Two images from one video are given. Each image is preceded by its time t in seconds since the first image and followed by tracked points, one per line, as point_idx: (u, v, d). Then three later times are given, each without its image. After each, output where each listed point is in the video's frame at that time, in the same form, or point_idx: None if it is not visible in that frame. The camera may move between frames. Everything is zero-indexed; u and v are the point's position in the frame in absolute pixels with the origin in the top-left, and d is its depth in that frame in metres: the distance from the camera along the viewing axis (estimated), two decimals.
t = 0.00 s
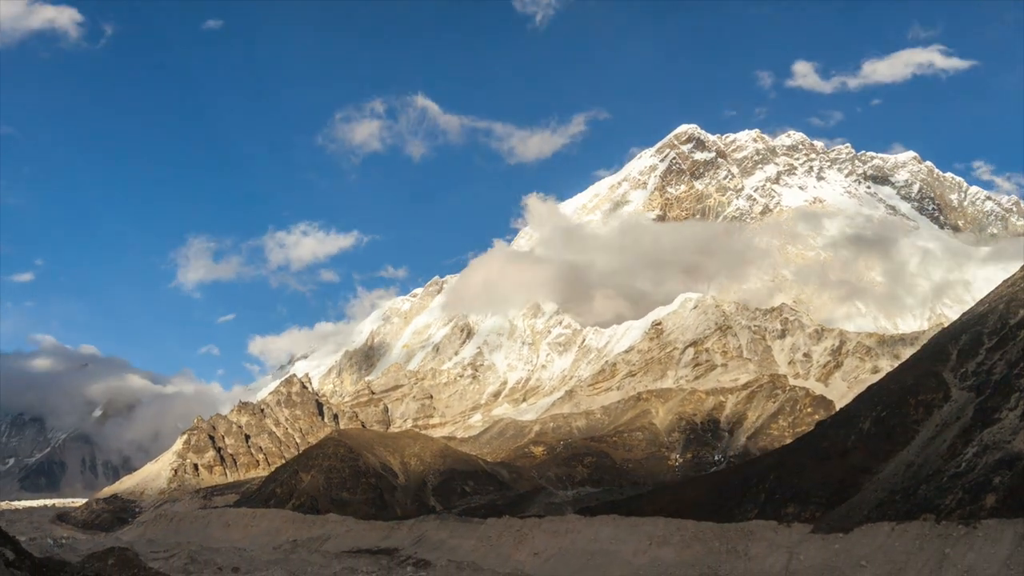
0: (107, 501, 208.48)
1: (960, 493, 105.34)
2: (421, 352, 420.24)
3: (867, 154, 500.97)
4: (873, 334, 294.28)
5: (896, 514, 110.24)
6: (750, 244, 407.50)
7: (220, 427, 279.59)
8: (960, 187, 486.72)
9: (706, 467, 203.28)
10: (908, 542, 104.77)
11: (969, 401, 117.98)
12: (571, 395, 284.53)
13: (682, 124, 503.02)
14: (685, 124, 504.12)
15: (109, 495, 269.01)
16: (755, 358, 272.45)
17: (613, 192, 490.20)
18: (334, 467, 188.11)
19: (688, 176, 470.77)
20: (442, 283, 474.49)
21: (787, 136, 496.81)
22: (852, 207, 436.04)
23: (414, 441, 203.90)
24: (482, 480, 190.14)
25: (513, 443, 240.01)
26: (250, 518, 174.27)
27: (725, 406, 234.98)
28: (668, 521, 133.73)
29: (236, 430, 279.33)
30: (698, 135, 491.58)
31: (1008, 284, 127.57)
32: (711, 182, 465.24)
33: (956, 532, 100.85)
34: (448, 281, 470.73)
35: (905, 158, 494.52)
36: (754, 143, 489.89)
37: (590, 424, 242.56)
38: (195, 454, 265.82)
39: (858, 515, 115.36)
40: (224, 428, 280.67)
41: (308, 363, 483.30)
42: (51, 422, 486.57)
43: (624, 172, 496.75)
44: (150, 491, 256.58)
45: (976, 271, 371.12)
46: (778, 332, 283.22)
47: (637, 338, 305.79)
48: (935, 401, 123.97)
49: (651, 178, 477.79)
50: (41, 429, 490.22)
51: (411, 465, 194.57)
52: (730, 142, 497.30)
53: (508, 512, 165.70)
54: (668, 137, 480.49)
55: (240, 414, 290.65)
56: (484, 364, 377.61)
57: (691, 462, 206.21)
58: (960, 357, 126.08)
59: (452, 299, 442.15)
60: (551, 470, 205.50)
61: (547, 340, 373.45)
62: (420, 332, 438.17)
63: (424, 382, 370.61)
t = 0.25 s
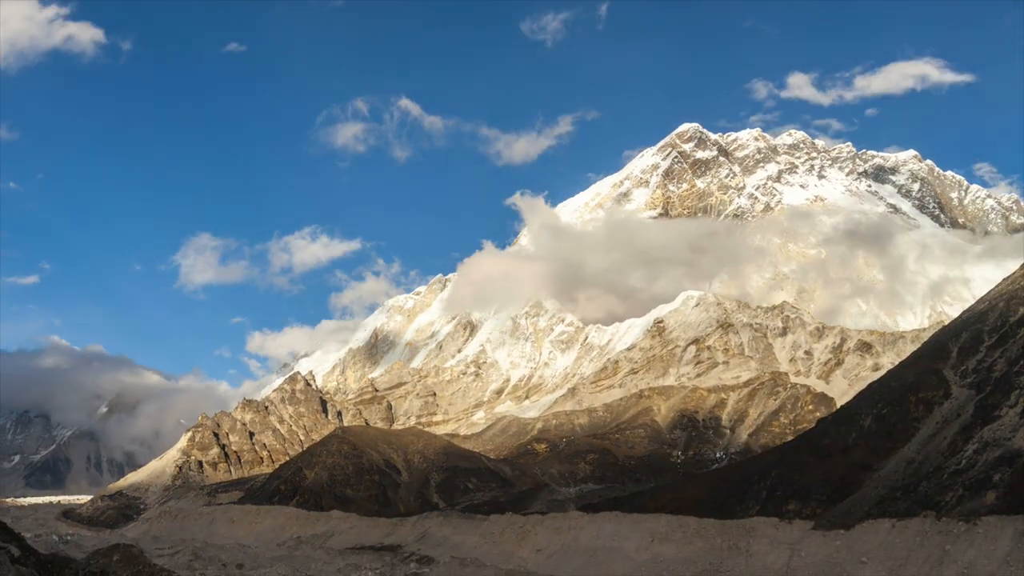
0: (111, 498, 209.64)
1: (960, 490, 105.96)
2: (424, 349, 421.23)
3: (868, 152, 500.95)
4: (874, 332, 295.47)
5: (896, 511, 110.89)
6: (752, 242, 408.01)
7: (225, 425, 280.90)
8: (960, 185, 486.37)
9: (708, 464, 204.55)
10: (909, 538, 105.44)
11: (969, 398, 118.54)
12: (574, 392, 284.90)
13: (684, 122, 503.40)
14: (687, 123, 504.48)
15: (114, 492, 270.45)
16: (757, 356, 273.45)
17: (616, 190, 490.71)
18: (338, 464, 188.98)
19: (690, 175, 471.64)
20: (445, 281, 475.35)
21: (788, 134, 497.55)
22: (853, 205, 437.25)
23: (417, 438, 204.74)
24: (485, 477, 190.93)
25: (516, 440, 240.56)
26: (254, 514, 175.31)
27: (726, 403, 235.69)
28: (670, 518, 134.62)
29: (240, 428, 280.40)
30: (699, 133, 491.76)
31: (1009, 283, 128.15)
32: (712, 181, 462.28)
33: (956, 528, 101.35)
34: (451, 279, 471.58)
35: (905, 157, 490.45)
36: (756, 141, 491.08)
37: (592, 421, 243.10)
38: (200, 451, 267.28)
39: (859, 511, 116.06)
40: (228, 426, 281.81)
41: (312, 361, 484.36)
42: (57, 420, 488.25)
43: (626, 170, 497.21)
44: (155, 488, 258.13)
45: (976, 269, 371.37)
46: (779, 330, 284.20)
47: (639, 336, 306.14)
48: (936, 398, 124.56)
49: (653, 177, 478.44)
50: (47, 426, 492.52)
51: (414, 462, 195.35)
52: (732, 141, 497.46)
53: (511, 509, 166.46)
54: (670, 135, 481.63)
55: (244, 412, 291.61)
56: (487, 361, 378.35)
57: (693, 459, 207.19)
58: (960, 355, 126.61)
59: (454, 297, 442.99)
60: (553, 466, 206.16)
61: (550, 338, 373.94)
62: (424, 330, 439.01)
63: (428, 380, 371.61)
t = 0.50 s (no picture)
0: (117, 494, 211.10)
1: (960, 486, 106.71)
2: (428, 347, 422.69)
3: (870, 151, 501.66)
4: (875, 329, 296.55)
5: (897, 507, 111.70)
6: (754, 240, 408.94)
7: (230, 421, 282.35)
8: (961, 183, 487.32)
9: (710, 460, 205.33)
10: (909, 534, 106.23)
11: (969, 395, 119.31)
12: (577, 389, 285.43)
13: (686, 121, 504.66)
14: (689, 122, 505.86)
15: (120, 488, 272.10)
16: (759, 353, 274.38)
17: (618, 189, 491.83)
18: (342, 461, 190.11)
19: (692, 173, 472.68)
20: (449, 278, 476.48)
21: (790, 133, 498.84)
22: (855, 204, 438.40)
23: (421, 435, 205.76)
24: (488, 474, 191.90)
25: (519, 437, 241.27)
26: (259, 511, 176.67)
27: (728, 400, 236.50)
28: (672, 514, 135.64)
29: (245, 424, 281.77)
30: (701, 133, 493.20)
31: (1008, 281, 128.89)
32: (714, 179, 465.19)
33: (956, 524, 102.07)
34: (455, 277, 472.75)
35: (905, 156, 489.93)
36: (757, 140, 492.64)
37: (595, 418, 243.89)
38: (205, 448, 268.79)
39: (859, 508, 116.91)
40: (233, 422, 283.10)
41: (317, 358, 485.75)
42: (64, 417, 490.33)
43: (629, 168, 498.23)
44: (160, 484, 259.65)
45: (976, 267, 371.51)
46: (781, 327, 285.14)
47: (642, 333, 306.73)
48: (936, 395, 125.28)
49: (655, 175, 479.51)
50: (53, 422, 495.00)
51: (418, 458, 196.36)
52: (734, 139, 498.85)
53: (514, 505, 167.39)
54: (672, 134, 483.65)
55: (249, 408, 292.99)
56: (491, 358, 379.50)
57: (695, 456, 207.99)
58: (960, 352, 127.38)
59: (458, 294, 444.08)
60: (556, 463, 206.94)
61: (553, 335, 374.84)
62: (427, 327, 440.38)
63: (431, 377, 372.79)
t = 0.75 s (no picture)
0: (123, 491, 212.52)
1: (961, 482, 107.51)
2: (432, 344, 424.23)
3: (871, 149, 501.57)
4: (876, 326, 297.76)
5: (898, 503, 112.45)
6: (756, 238, 410.04)
7: (235, 418, 283.60)
8: (961, 181, 488.45)
9: (712, 457, 206.21)
10: (910, 530, 107.11)
11: (970, 392, 120.06)
12: (580, 385, 286.07)
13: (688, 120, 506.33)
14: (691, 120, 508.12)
15: (125, 485, 273.24)
16: (760, 350, 275.51)
17: (620, 187, 493.33)
18: (346, 457, 191.33)
19: (694, 172, 474.35)
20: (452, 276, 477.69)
21: (791, 131, 498.43)
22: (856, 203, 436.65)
23: (426, 431, 206.60)
24: (492, 470, 192.80)
25: (523, 434, 241.93)
26: (264, 506, 178.19)
27: (730, 397, 237.35)
28: (674, 511, 136.69)
29: (250, 421, 283.13)
30: (704, 131, 494.89)
31: (1009, 278, 129.61)
32: (716, 177, 468.07)
33: (957, 521, 102.90)
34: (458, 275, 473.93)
35: (906, 153, 490.43)
36: (759, 139, 491.09)
37: (597, 414, 244.68)
38: (210, 445, 270.05)
39: (861, 504, 117.75)
40: (238, 419, 284.37)
41: (321, 355, 486.94)
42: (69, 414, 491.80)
43: (631, 167, 499.81)
44: (166, 481, 260.99)
45: (975, 264, 371.41)
46: (782, 324, 286.27)
47: (644, 330, 307.32)
48: (937, 392, 126.04)
49: (658, 174, 481.07)
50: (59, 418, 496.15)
51: (422, 455, 197.36)
52: (736, 137, 499.41)
53: (518, 501, 168.34)
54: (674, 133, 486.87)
55: (254, 405, 294.14)
56: (494, 355, 380.78)
57: (697, 452, 208.93)
58: (961, 350, 128.11)
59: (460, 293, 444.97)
60: (559, 459, 207.77)
61: (556, 333, 375.65)
62: (431, 325, 441.75)
63: (435, 374, 373.90)
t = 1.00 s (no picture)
0: (129, 487, 213.87)
1: (961, 479, 108.27)
2: (435, 341, 425.77)
3: (872, 148, 503.33)
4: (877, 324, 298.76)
5: (898, 499, 113.30)
6: (757, 236, 411.62)
7: (240, 414, 284.88)
8: (962, 180, 486.65)
9: (714, 453, 207.10)
10: (910, 526, 107.89)
11: (970, 389, 120.87)
12: (583, 382, 287.03)
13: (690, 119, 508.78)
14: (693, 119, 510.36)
15: (131, 481, 274.65)
16: (762, 347, 276.62)
17: (623, 186, 495.35)
18: (351, 453, 192.63)
19: (695, 169, 473.77)
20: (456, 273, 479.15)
21: (793, 130, 502.18)
22: (857, 201, 437.89)
23: (429, 428, 207.67)
24: (495, 467, 193.85)
25: (526, 431, 242.83)
26: (268, 502, 179.59)
27: (732, 393, 238.18)
28: (676, 507, 137.64)
29: (255, 417, 284.62)
30: (706, 129, 496.04)
31: (1009, 276, 130.42)
32: (718, 176, 470.28)
33: (957, 517, 103.65)
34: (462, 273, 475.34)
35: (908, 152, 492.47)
36: (761, 137, 495.77)
37: (600, 411, 245.48)
38: (216, 441, 271.31)
39: (862, 500, 118.63)
40: (243, 416, 285.83)
41: (326, 352, 488.34)
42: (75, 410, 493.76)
43: (634, 165, 501.74)
44: (172, 477, 262.15)
45: (977, 264, 371.91)
46: (784, 322, 287.34)
47: (646, 328, 308.14)
48: (937, 389, 126.85)
49: (660, 172, 482.84)
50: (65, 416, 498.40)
51: (426, 451, 198.43)
52: (738, 137, 502.75)
53: (520, 497, 169.32)
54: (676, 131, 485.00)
55: (259, 401, 295.26)
56: (498, 352, 382.09)
57: (699, 449, 209.79)
58: (961, 347, 128.92)
59: (464, 290, 446.13)
60: (562, 456, 208.60)
61: (559, 330, 376.59)
62: (435, 322, 443.14)
63: (439, 371, 375.02)
